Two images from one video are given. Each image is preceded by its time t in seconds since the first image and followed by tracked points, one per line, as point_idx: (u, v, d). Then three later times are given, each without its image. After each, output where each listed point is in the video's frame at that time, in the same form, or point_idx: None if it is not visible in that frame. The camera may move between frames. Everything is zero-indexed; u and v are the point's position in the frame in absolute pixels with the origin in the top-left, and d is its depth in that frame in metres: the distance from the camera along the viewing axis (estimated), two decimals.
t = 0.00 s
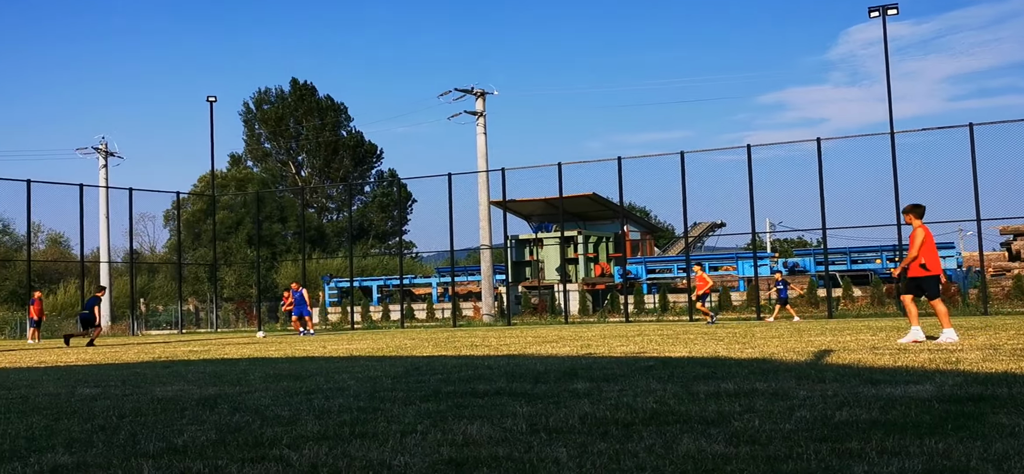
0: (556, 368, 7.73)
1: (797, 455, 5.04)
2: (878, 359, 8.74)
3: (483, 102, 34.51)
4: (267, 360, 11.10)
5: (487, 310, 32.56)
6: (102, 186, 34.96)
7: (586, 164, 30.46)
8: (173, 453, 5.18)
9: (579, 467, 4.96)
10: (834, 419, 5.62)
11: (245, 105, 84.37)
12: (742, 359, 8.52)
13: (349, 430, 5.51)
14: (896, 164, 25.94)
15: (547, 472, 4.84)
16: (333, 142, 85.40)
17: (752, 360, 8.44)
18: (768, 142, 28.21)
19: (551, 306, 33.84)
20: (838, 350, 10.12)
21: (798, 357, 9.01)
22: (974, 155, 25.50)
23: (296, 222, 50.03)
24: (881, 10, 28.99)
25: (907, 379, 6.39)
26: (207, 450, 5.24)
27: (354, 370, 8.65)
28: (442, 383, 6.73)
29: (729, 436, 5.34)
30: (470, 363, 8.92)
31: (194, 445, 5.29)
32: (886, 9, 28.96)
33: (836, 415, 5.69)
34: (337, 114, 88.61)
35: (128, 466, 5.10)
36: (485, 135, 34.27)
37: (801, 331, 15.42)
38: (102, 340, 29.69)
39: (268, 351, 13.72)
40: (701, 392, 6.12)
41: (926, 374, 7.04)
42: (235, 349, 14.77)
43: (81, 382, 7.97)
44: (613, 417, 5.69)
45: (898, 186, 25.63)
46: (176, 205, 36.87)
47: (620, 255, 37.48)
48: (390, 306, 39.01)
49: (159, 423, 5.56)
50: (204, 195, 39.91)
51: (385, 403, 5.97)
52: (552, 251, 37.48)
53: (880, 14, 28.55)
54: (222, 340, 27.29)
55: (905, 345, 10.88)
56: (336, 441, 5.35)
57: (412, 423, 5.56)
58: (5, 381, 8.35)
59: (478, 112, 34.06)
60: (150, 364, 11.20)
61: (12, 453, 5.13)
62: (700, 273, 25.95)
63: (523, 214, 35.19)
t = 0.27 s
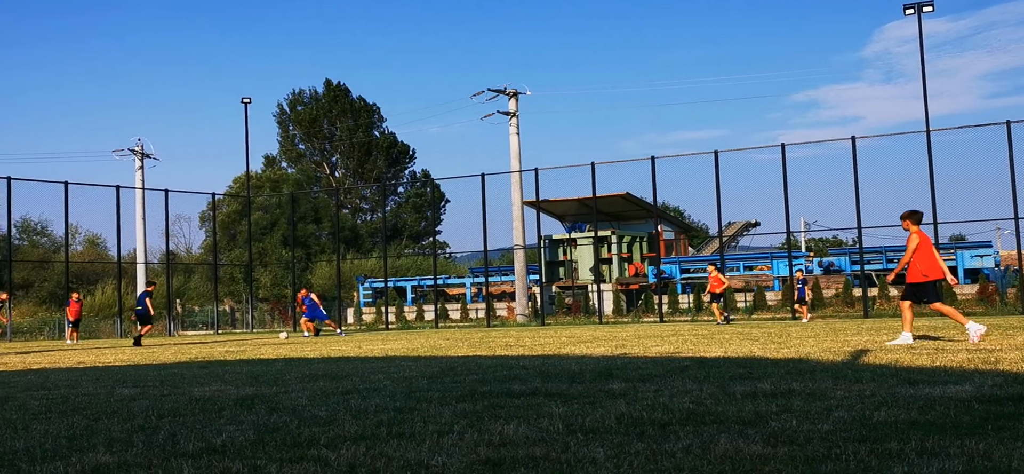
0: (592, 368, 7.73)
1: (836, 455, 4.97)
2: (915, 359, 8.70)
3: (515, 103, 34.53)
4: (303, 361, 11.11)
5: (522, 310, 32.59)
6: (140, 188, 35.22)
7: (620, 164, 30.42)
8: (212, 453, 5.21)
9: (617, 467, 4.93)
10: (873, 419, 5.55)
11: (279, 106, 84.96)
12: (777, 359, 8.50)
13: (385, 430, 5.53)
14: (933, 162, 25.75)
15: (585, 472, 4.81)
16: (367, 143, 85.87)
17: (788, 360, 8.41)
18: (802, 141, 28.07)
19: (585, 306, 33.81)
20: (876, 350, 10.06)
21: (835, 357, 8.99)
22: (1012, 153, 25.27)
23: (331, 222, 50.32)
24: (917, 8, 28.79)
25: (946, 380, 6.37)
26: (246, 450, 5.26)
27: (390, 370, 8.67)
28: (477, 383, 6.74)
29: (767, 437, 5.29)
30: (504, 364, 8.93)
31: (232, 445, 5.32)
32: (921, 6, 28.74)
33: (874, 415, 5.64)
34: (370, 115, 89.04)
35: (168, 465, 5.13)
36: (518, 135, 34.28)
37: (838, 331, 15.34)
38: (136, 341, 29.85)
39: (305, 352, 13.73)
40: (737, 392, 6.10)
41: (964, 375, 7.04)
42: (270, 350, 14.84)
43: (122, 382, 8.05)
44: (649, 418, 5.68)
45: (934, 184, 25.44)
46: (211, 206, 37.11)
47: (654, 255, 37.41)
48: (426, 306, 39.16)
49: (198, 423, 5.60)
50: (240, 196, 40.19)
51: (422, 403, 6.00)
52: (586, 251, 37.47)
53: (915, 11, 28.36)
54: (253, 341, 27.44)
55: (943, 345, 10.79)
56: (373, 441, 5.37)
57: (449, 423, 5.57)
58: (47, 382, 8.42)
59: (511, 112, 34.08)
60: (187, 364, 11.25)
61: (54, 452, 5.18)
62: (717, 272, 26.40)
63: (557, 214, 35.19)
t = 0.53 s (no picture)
0: (615, 369, 7.72)
1: (861, 456, 4.93)
2: (937, 359, 8.63)
3: (536, 102, 34.51)
4: (326, 361, 11.12)
5: (544, 310, 32.58)
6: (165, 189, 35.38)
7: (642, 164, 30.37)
8: (236, 452, 5.23)
9: (641, 467, 4.90)
10: (898, 420, 5.50)
11: (302, 107, 85.27)
12: (800, 359, 8.44)
13: (408, 430, 5.53)
14: (956, 160, 25.59)
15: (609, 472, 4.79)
16: (388, 143, 86.12)
17: (811, 360, 8.36)
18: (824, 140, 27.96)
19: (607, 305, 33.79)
20: (899, 350, 9.99)
21: (857, 357, 8.92)
22: None
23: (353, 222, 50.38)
24: (940, 6, 28.61)
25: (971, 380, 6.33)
26: (270, 449, 5.28)
27: (412, 370, 8.67)
28: (500, 384, 6.74)
29: (791, 437, 5.26)
30: (526, 364, 8.92)
31: (256, 445, 5.33)
32: (945, 4, 28.57)
33: (899, 415, 5.59)
34: (391, 115, 89.26)
35: (192, 465, 5.14)
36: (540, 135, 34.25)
37: (862, 331, 15.25)
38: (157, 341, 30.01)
39: (327, 352, 13.73)
40: (761, 392, 6.08)
41: (989, 374, 7.00)
42: (293, 349, 14.86)
43: (147, 381, 8.08)
44: (673, 418, 5.66)
45: (958, 183, 25.28)
46: (234, 206, 37.24)
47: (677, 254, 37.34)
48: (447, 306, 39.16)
49: (222, 423, 5.62)
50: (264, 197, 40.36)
51: (445, 403, 6.01)
52: (608, 250, 37.41)
53: (939, 9, 28.19)
54: (273, 341, 27.53)
55: (967, 345, 10.69)
56: (397, 440, 5.37)
57: (472, 423, 5.58)
58: (72, 381, 8.46)
59: (533, 111, 34.05)
60: (210, 364, 11.26)
61: (80, 451, 5.20)
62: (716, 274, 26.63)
63: (579, 214, 35.16)
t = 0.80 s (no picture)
0: (625, 368, 7.71)
1: (872, 455, 4.91)
2: (951, 359, 8.57)
3: (545, 102, 34.48)
4: (336, 361, 11.11)
5: (554, 310, 32.53)
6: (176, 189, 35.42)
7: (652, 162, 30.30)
8: (248, 452, 5.23)
9: (652, 467, 4.89)
10: (909, 419, 5.48)
11: (312, 106, 85.39)
12: (810, 358, 8.39)
13: (419, 430, 5.54)
14: (967, 159, 25.48)
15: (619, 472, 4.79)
16: (399, 143, 86.26)
17: (824, 360, 8.34)
18: (835, 139, 27.87)
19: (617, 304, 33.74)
20: (912, 350, 9.96)
21: (870, 357, 8.88)
22: None
23: (364, 222, 50.49)
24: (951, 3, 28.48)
25: (983, 378, 6.31)
26: (282, 449, 5.29)
27: (424, 370, 8.69)
28: (510, 383, 6.73)
29: (802, 437, 5.25)
30: (536, 364, 8.90)
31: (268, 445, 5.34)
32: (956, 2, 28.43)
33: (910, 414, 5.57)
34: (401, 115, 89.37)
35: (204, 465, 5.15)
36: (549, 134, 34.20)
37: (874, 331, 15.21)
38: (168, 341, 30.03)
39: (339, 353, 13.72)
40: (772, 392, 6.06)
41: (999, 374, 6.98)
42: (304, 350, 14.86)
43: (157, 382, 8.09)
44: (683, 417, 5.65)
45: (969, 181, 25.18)
46: (244, 206, 37.28)
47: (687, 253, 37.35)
48: (457, 305, 39.14)
49: (233, 423, 5.63)
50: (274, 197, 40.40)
51: (456, 403, 6.01)
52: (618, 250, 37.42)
53: (950, 7, 28.06)
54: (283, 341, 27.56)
55: (980, 345, 10.64)
56: (408, 441, 5.38)
57: (483, 423, 5.57)
58: (84, 382, 8.47)
59: (542, 111, 34.01)
60: (221, 365, 11.27)
61: (92, 451, 5.21)
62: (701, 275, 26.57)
63: (589, 213, 35.09)
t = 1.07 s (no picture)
0: (627, 366, 7.70)
1: (873, 453, 4.89)
2: (953, 356, 8.56)
3: (548, 102, 34.48)
4: (339, 360, 11.14)
5: (557, 308, 32.53)
6: (177, 189, 35.49)
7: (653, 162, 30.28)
8: (250, 451, 5.24)
9: (652, 464, 4.89)
10: (911, 416, 5.46)
11: (313, 107, 85.52)
12: (812, 355, 8.38)
13: (421, 428, 5.54)
14: (968, 157, 25.44)
15: (618, 470, 4.79)
16: (400, 143, 86.37)
17: (826, 357, 8.34)
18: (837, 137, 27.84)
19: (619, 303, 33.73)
20: (913, 347, 9.96)
21: (872, 354, 8.90)
22: None
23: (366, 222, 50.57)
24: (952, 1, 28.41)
25: (986, 376, 6.29)
26: (283, 448, 5.30)
27: (427, 368, 8.70)
28: (512, 382, 6.72)
29: (803, 434, 5.24)
30: (537, 362, 8.91)
31: (270, 444, 5.35)
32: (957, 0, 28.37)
33: (912, 412, 5.56)
34: (402, 114, 89.46)
35: (205, 464, 5.16)
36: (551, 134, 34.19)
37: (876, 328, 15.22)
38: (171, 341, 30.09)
39: (341, 351, 13.76)
40: (774, 389, 6.05)
41: (1002, 371, 6.97)
42: (305, 348, 14.89)
43: (159, 381, 8.09)
44: (685, 415, 5.65)
45: (971, 179, 25.13)
46: (246, 206, 37.39)
47: (689, 252, 37.36)
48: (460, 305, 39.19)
49: (235, 422, 5.64)
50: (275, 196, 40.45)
51: (458, 401, 6.01)
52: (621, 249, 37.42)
53: (951, 5, 28.00)
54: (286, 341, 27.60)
55: (982, 341, 10.64)
56: (409, 439, 5.38)
57: (485, 421, 5.57)
58: (85, 382, 8.49)
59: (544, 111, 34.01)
60: (223, 363, 11.30)
61: (94, 450, 5.22)
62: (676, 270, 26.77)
63: (591, 212, 35.05)
